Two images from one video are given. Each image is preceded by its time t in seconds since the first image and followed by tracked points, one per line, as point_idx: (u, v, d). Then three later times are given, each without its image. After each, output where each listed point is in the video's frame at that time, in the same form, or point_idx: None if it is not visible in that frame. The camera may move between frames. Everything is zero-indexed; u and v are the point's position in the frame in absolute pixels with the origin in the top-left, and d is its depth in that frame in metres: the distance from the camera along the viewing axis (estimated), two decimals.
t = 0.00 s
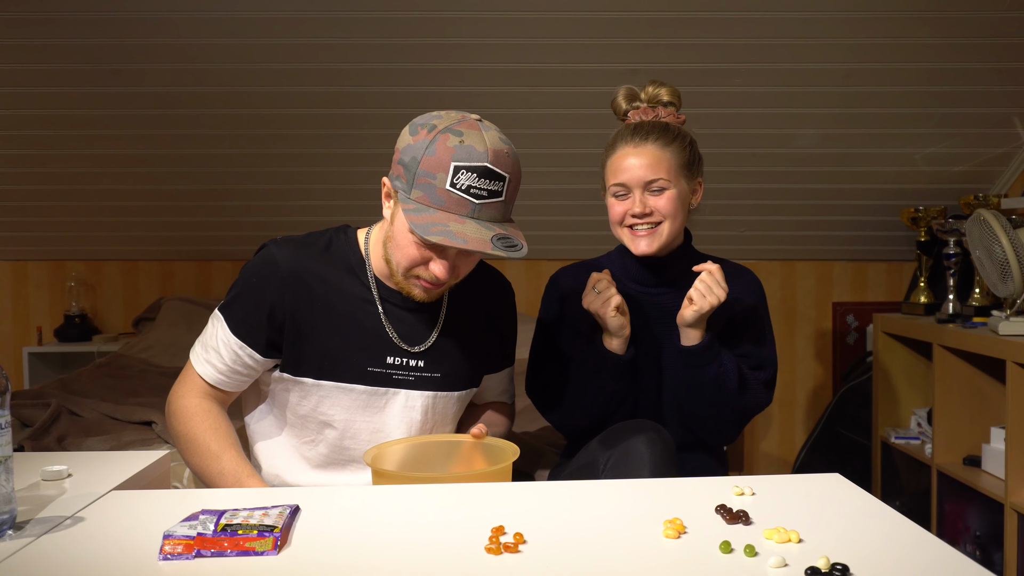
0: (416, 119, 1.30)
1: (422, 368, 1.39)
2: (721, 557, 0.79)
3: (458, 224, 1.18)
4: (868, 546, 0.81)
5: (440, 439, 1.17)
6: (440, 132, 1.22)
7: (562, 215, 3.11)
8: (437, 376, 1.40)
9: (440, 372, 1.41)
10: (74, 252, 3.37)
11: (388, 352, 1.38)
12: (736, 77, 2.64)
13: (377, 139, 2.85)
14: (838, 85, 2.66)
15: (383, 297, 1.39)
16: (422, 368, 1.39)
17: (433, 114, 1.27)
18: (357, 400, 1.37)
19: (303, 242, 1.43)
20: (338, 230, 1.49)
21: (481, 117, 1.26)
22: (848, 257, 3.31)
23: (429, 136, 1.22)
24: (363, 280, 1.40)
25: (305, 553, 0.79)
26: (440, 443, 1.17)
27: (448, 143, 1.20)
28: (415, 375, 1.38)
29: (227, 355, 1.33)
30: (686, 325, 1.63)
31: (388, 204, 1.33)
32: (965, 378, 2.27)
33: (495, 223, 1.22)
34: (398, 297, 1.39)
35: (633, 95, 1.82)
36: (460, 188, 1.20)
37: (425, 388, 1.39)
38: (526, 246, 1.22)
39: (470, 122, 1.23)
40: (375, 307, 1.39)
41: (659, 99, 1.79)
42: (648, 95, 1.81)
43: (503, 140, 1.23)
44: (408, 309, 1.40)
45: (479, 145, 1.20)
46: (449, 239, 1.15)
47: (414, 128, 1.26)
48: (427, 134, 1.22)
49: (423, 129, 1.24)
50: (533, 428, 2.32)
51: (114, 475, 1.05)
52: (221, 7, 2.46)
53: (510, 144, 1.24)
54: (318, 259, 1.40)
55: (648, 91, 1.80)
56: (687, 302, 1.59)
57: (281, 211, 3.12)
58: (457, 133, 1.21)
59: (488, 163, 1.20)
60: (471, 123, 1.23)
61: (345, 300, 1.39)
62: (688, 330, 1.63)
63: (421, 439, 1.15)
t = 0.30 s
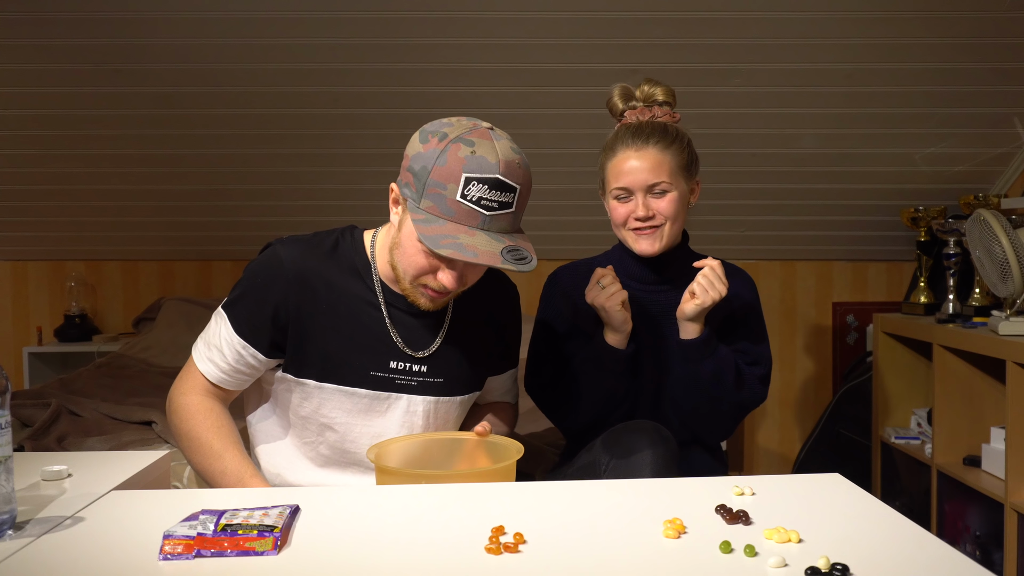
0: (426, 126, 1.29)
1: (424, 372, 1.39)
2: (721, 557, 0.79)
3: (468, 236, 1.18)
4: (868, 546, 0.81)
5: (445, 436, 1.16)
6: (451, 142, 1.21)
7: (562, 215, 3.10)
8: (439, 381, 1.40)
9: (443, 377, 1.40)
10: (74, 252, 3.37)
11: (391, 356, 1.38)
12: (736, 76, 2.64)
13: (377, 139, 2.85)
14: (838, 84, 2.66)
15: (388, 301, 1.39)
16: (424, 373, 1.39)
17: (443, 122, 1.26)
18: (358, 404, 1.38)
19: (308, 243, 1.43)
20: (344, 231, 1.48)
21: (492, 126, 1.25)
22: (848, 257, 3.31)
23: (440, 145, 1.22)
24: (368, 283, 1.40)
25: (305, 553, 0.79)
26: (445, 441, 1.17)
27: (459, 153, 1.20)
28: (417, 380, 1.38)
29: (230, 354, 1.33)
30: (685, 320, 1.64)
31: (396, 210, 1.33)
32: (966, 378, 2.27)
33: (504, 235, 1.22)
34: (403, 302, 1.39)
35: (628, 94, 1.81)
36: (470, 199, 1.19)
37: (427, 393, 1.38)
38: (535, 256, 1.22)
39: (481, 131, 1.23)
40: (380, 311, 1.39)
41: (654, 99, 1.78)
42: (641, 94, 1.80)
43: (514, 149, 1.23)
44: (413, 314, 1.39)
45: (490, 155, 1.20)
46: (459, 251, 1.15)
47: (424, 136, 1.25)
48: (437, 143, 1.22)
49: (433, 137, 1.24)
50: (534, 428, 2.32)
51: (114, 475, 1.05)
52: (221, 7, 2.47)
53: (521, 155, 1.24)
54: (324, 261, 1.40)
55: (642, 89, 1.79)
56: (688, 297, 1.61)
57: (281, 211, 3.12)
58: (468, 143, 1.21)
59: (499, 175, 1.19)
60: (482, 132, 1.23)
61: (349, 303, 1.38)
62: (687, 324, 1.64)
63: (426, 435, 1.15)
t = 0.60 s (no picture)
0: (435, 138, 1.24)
1: (426, 379, 1.39)
2: (721, 557, 0.79)
3: (475, 260, 1.16)
4: (868, 546, 0.81)
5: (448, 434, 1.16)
6: (462, 162, 1.18)
7: (562, 215, 3.10)
8: (441, 388, 1.40)
9: (446, 383, 1.40)
10: (74, 252, 3.37)
11: (393, 362, 1.38)
12: (735, 76, 2.64)
13: (377, 139, 2.85)
14: (838, 84, 2.66)
15: (393, 307, 1.39)
16: (426, 380, 1.39)
17: (453, 137, 1.21)
18: (360, 408, 1.38)
19: (312, 245, 1.42)
20: (349, 234, 1.48)
21: (503, 142, 1.21)
22: (848, 257, 3.31)
23: (450, 164, 1.18)
24: (372, 288, 1.39)
25: (305, 553, 0.79)
26: (448, 439, 1.17)
27: (469, 174, 1.16)
28: (419, 387, 1.38)
29: (232, 355, 1.32)
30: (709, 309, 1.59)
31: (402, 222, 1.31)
32: (966, 378, 2.27)
33: (511, 256, 1.20)
34: (407, 308, 1.39)
35: (618, 95, 1.81)
36: (479, 222, 1.17)
37: (428, 399, 1.39)
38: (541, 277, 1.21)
39: (492, 149, 1.19)
40: (384, 317, 1.39)
41: (644, 101, 1.78)
42: (631, 95, 1.80)
43: (525, 169, 1.19)
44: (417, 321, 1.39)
45: (501, 178, 1.16)
46: (466, 278, 1.14)
47: (433, 151, 1.21)
48: (447, 163, 1.18)
49: (443, 155, 1.19)
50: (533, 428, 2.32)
51: (115, 475, 1.05)
52: (221, 7, 2.47)
53: (532, 174, 1.20)
54: (327, 265, 1.39)
55: (632, 92, 1.79)
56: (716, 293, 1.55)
57: (280, 211, 3.12)
58: (479, 164, 1.17)
59: (509, 198, 1.16)
60: (493, 150, 1.18)
61: (352, 308, 1.38)
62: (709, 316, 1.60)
63: (430, 433, 1.15)
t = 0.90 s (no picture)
0: (447, 151, 1.22)
1: (430, 384, 1.39)
2: (721, 557, 0.79)
3: (484, 281, 1.15)
4: (867, 546, 0.81)
5: (452, 435, 1.16)
6: (474, 180, 1.15)
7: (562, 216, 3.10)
8: (445, 393, 1.40)
9: (450, 389, 1.40)
10: (74, 252, 3.37)
11: (398, 367, 1.38)
12: (735, 76, 2.64)
13: (378, 139, 2.84)
14: (838, 84, 2.66)
15: (400, 314, 1.38)
16: (430, 385, 1.39)
17: (466, 152, 1.19)
18: (362, 413, 1.38)
19: (318, 247, 1.41)
20: (356, 237, 1.47)
21: (517, 159, 1.18)
22: (848, 257, 3.31)
23: (462, 183, 1.16)
24: (378, 294, 1.39)
25: (305, 553, 0.79)
26: (452, 439, 1.17)
27: (481, 195, 1.14)
28: (423, 392, 1.38)
29: (234, 356, 1.32)
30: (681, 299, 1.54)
31: (410, 233, 1.29)
32: (966, 378, 2.27)
33: (520, 276, 1.18)
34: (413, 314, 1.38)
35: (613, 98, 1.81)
36: (489, 243, 1.15)
37: (431, 404, 1.39)
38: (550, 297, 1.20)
39: (505, 168, 1.16)
40: (390, 322, 1.38)
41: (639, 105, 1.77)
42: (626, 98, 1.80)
43: (537, 188, 1.17)
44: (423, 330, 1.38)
45: (513, 199, 1.14)
46: (474, 301, 1.12)
47: (446, 166, 1.19)
48: (459, 181, 1.16)
49: (455, 171, 1.17)
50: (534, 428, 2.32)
51: (115, 475, 1.05)
52: (221, 7, 2.47)
53: (544, 193, 1.18)
54: (332, 268, 1.38)
55: (627, 96, 1.78)
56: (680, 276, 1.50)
57: (280, 211, 3.12)
58: (491, 183, 1.15)
59: (521, 220, 1.14)
60: (506, 168, 1.16)
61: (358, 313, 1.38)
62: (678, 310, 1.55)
63: (433, 433, 1.15)
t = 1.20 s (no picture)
0: (455, 168, 1.19)
1: (432, 391, 1.39)
2: (721, 557, 0.79)
3: (493, 305, 1.14)
4: (867, 546, 0.81)
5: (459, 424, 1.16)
6: (484, 203, 1.13)
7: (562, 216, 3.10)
8: (446, 400, 1.40)
9: (452, 395, 1.40)
10: (74, 252, 3.37)
11: (400, 374, 1.38)
12: (735, 76, 2.64)
13: (378, 139, 2.84)
14: (838, 84, 2.66)
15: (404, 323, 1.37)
16: (432, 392, 1.39)
17: (476, 171, 1.16)
18: (364, 419, 1.39)
19: (323, 251, 1.39)
20: (362, 241, 1.45)
21: (527, 178, 1.16)
22: (848, 257, 3.31)
23: (472, 205, 1.13)
24: (382, 301, 1.37)
25: (304, 553, 0.79)
26: (458, 428, 1.17)
27: (491, 218, 1.12)
28: (425, 400, 1.38)
29: (235, 359, 1.32)
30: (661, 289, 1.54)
31: (416, 249, 1.28)
32: (966, 378, 2.27)
33: (528, 297, 1.17)
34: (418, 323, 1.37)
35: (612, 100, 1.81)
36: (498, 266, 1.13)
37: (433, 411, 1.39)
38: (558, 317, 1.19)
39: (515, 188, 1.14)
40: (394, 330, 1.37)
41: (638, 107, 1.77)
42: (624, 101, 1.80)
43: (548, 209, 1.15)
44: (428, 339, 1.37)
45: (523, 223, 1.12)
46: (483, 327, 1.11)
47: (455, 186, 1.16)
48: (469, 203, 1.13)
49: (464, 192, 1.15)
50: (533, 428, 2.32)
51: (115, 475, 1.05)
52: (221, 7, 2.47)
53: (555, 213, 1.16)
54: (335, 274, 1.37)
55: (626, 98, 1.78)
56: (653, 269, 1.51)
57: (280, 211, 3.12)
58: (501, 206, 1.13)
59: (531, 244, 1.12)
60: (516, 189, 1.14)
61: (361, 320, 1.37)
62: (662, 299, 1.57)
63: (440, 422, 1.15)
